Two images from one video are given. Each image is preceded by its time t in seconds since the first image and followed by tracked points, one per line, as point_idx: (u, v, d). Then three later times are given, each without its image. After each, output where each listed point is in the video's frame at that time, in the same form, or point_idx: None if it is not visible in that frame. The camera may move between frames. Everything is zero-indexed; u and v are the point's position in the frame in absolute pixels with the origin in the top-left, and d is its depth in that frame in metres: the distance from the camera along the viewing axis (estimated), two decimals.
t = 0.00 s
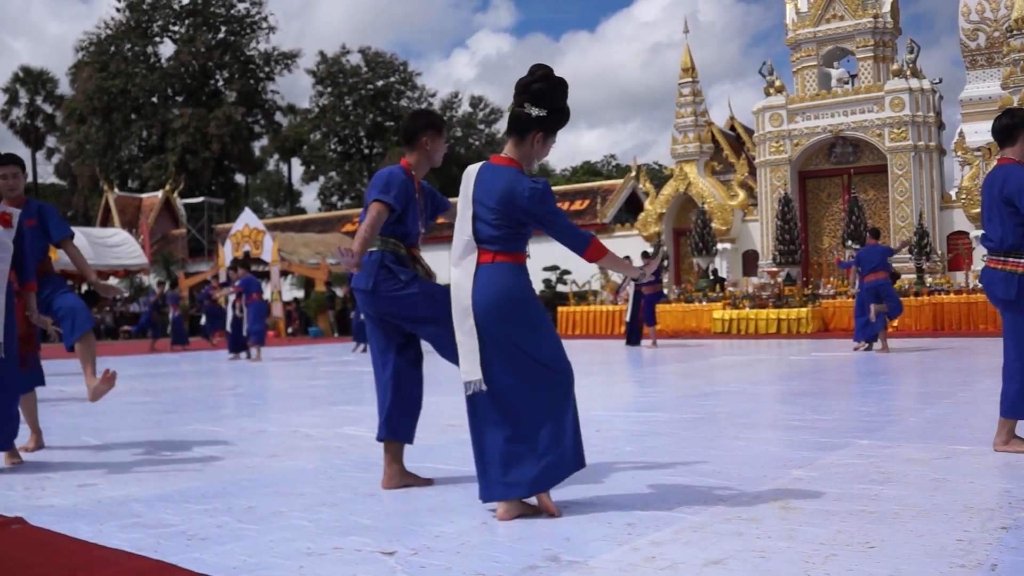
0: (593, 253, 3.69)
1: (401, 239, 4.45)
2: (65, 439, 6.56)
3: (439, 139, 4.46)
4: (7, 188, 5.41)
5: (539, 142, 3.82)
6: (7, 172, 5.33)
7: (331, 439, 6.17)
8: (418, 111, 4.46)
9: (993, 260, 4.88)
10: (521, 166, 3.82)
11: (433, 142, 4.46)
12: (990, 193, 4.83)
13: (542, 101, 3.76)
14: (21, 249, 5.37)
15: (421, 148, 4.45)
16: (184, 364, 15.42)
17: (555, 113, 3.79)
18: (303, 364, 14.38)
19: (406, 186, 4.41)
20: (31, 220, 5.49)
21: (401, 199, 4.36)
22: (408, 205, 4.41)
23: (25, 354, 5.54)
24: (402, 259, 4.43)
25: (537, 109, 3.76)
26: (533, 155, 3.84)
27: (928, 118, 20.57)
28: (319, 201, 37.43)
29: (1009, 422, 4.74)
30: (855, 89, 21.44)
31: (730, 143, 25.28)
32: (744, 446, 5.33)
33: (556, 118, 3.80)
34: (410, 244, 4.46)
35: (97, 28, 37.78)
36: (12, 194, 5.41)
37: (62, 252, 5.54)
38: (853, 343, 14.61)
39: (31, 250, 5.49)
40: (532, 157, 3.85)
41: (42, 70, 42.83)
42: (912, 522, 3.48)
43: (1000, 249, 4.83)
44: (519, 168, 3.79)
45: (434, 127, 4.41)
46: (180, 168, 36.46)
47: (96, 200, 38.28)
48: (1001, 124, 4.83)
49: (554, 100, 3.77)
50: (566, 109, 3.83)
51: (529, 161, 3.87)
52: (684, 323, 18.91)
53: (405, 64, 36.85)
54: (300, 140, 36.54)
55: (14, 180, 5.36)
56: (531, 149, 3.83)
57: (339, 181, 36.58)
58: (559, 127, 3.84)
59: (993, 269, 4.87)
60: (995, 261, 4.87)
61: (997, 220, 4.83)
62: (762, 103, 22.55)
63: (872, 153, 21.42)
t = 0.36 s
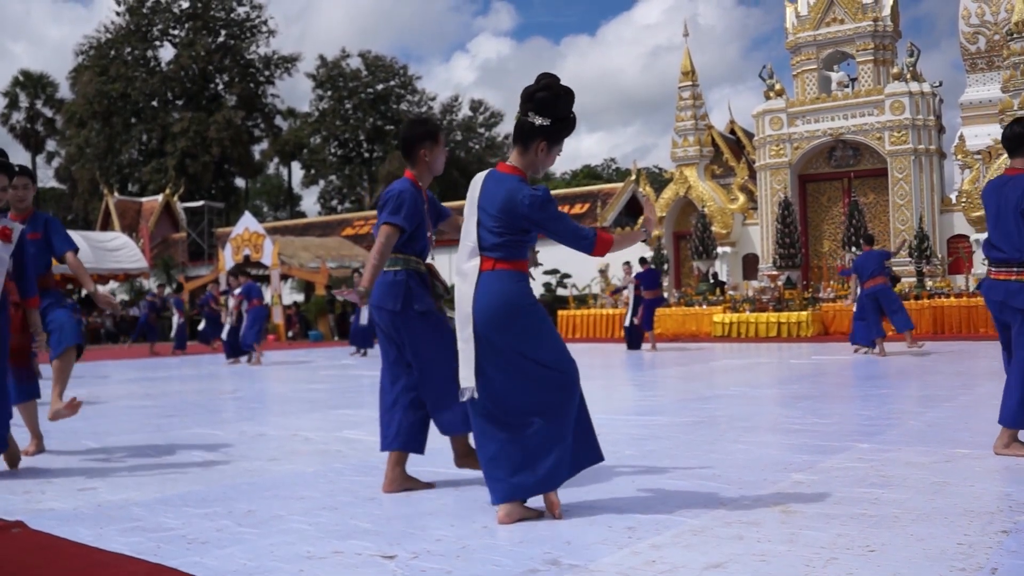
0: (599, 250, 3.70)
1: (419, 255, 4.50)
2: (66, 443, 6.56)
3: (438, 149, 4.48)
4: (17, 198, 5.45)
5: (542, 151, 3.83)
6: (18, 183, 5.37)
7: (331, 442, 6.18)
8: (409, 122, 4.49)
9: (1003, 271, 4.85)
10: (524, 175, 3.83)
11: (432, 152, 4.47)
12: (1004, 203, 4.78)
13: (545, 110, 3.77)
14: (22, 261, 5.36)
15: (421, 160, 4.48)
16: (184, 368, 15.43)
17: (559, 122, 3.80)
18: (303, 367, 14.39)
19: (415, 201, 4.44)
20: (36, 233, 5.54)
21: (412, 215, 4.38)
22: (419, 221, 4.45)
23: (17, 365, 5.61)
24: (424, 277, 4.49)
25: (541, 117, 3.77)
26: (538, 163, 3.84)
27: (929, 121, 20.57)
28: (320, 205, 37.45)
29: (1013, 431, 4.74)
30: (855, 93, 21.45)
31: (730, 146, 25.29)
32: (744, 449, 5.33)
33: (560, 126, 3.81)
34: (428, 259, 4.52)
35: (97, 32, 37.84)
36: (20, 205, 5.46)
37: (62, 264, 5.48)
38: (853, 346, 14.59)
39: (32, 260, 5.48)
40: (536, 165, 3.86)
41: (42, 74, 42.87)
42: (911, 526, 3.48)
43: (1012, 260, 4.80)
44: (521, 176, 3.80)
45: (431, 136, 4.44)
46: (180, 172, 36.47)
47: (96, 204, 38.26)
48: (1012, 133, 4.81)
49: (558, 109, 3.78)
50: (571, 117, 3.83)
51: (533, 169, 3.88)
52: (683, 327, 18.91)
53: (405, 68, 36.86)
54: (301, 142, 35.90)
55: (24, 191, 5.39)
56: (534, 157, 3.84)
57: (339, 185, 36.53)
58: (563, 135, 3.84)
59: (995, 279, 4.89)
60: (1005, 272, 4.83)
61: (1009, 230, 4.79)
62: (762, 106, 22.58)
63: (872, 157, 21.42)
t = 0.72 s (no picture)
0: (611, 245, 3.66)
1: (455, 254, 4.49)
2: (75, 447, 6.54)
3: (451, 148, 4.46)
4: (37, 206, 5.36)
5: (552, 155, 3.80)
6: (38, 192, 5.26)
7: (339, 446, 6.14)
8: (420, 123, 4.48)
9: (1015, 266, 4.79)
10: (537, 180, 3.81)
11: (445, 152, 4.45)
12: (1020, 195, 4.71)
13: (550, 114, 3.73)
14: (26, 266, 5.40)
15: (435, 160, 4.46)
16: (192, 372, 15.41)
17: (566, 124, 3.75)
18: (311, 371, 14.37)
19: (437, 203, 4.44)
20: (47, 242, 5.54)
21: (434, 218, 4.38)
22: (444, 222, 4.43)
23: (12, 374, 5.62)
24: (461, 274, 4.49)
25: (546, 121, 3.73)
26: (549, 167, 3.81)
27: (938, 122, 20.46)
28: (327, 210, 37.46)
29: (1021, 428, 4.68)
30: (864, 94, 21.36)
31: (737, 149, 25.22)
32: (753, 453, 5.27)
33: (568, 128, 3.76)
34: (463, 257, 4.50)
35: (105, 38, 37.94)
36: (39, 213, 5.38)
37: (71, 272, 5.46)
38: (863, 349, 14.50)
39: (40, 267, 5.48)
40: (548, 170, 3.83)
41: (51, 80, 43.01)
42: (924, 531, 3.41)
43: None
44: (533, 182, 3.77)
45: (440, 136, 4.42)
46: (188, 177, 36.54)
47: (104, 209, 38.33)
48: None
49: (564, 111, 3.73)
50: (578, 117, 3.78)
51: (546, 173, 3.85)
52: (691, 331, 18.81)
53: (412, 72, 36.86)
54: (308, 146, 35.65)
55: (44, 199, 5.29)
56: (546, 161, 3.81)
57: (346, 189, 36.53)
58: (573, 136, 3.79)
59: (1006, 274, 4.83)
60: (1019, 267, 4.77)
61: None
62: (770, 108, 22.51)
63: (881, 159, 21.33)
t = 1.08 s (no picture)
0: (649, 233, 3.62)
1: (508, 255, 4.48)
2: (106, 449, 6.59)
3: (497, 150, 4.47)
4: (69, 205, 5.44)
5: (588, 152, 3.79)
6: (70, 190, 5.35)
7: (367, 448, 6.14)
8: (470, 126, 4.56)
9: None
10: (577, 178, 3.80)
11: (491, 154, 4.47)
12: None
13: (577, 111, 3.73)
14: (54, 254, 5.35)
15: (482, 163, 4.49)
16: (220, 375, 15.48)
17: (596, 117, 3.73)
18: (338, 374, 14.40)
19: (484, 204, 4.46)
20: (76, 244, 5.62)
21: (480, 219, 4.39)
22: (493, 223, 4.42)
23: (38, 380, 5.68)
24: (513, 274, 4.49)
25: (574, 119, 3.73)
26: (588, 166, 3.80)
27: (970, 121, 20.24)
28: (354, 213, 37.59)
29: None
30: (893, 93, 21.16)
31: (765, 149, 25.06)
32: (782, 456, 5.22)
33: (597, 121, 3.74)
34: (515, 257, 4.48)
35: (134, 43, 38.30)
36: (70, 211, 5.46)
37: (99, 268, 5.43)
38: (893, 351, 14.34)
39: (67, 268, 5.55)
40: (586, 166, 3.81)
41: (81, 86, 43.46)
42: (957, 535, 3.37)
43: None
44: (572, 181, 3.78)
45: (483, 138, 4.45)
46: (216, 181, 36.80)
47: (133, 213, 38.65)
48: None
49: (592, 104, 3.72)
50: (608, 110, 3.76)
51: (586, 172, 3.84)
52: (719, 332, 18.71)
53: (438, 74, 36.94)
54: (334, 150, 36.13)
55: (76, 198, 5.38)
56: (584, 159, 3.79)
57: (372, 192, 36.63)
58: (605, 131, 3.77)
59: None
60: None
61: None
62: (798, 108, 22.35)
63: (911, 158, 21.12)
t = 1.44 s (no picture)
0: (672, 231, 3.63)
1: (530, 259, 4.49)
2: (131, 451, 6.65)
3: (527, 152, 4.46)
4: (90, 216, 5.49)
5: (613, 159, 3.81)
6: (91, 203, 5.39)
7: (391, 451, 6.17)
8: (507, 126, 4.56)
9: None
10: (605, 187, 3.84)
11: (522, 156, 4.47)
12: None
13: (598, 120, 3.77)
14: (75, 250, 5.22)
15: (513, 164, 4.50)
16: (242, 377, 15.57)
17: (616, 122, 3.76)
18: (360, 376, 14.46)
19: (508, 205, 4.49)
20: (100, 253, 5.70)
21: (499, 222, 4.43)
22: (513, 226, 4.45)
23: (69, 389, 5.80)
24: (532, 280, 4.50)
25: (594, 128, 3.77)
26: (614, 174, 3.82)
27: (994, 121, 20.09)
28: (376, 215, 37.72)
29: None
30: (917, 94, 21.02)
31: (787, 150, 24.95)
32: (806, 458, 5.20)
33: (618, 127, 3.77)
34: (536, 262, 4.48)
35: (157, 48, 38.62)
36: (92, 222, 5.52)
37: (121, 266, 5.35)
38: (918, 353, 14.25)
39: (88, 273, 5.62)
40: (612, 173, 3.83)
41: (105, 90, 43.85)
42: (982, 538, 3.35)
43: None
44: (599, 189, 3.81)
45: (514, 140, 4.45)
46: (238, 184, 37.02)
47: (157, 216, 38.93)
48: None
49: (609, 112, 3.75)
50: (629, 116, 3.77)
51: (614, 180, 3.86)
52: (743, 334, 18.63)
53: (460, 77, 37.04)
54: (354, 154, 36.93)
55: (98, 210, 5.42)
56: (609, 166, 3.82)
57: (395, 194, 36.73)
58: (628, 137, 3.79)
59: None
60: None
61: None
62: (821, 110, 22.23)
63: (935, 159, 20.96)
